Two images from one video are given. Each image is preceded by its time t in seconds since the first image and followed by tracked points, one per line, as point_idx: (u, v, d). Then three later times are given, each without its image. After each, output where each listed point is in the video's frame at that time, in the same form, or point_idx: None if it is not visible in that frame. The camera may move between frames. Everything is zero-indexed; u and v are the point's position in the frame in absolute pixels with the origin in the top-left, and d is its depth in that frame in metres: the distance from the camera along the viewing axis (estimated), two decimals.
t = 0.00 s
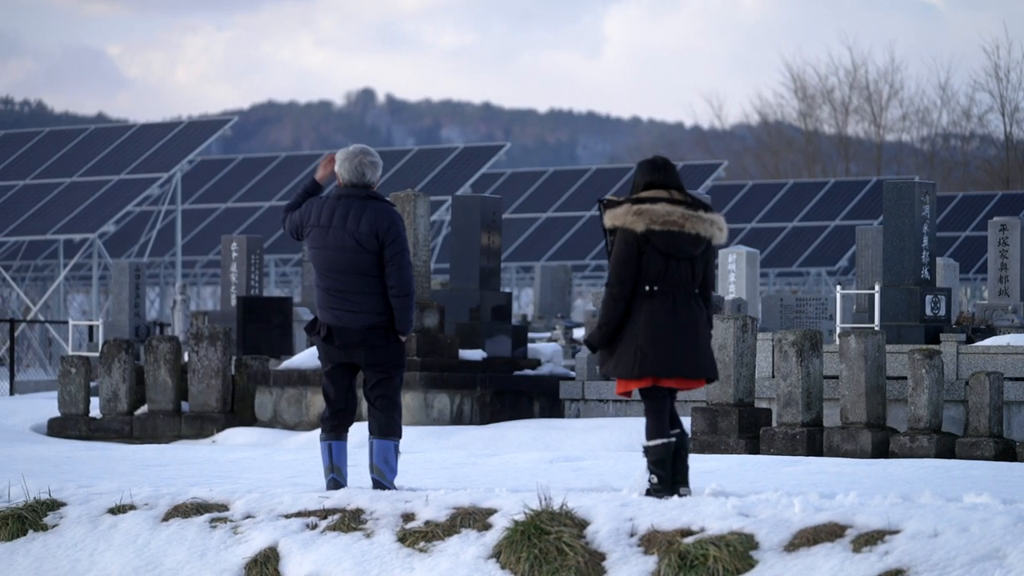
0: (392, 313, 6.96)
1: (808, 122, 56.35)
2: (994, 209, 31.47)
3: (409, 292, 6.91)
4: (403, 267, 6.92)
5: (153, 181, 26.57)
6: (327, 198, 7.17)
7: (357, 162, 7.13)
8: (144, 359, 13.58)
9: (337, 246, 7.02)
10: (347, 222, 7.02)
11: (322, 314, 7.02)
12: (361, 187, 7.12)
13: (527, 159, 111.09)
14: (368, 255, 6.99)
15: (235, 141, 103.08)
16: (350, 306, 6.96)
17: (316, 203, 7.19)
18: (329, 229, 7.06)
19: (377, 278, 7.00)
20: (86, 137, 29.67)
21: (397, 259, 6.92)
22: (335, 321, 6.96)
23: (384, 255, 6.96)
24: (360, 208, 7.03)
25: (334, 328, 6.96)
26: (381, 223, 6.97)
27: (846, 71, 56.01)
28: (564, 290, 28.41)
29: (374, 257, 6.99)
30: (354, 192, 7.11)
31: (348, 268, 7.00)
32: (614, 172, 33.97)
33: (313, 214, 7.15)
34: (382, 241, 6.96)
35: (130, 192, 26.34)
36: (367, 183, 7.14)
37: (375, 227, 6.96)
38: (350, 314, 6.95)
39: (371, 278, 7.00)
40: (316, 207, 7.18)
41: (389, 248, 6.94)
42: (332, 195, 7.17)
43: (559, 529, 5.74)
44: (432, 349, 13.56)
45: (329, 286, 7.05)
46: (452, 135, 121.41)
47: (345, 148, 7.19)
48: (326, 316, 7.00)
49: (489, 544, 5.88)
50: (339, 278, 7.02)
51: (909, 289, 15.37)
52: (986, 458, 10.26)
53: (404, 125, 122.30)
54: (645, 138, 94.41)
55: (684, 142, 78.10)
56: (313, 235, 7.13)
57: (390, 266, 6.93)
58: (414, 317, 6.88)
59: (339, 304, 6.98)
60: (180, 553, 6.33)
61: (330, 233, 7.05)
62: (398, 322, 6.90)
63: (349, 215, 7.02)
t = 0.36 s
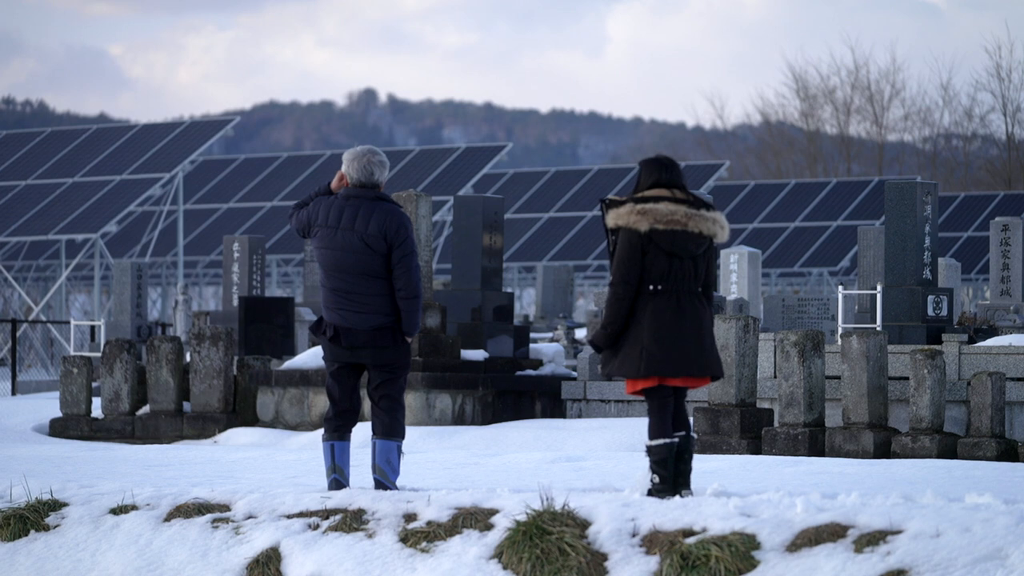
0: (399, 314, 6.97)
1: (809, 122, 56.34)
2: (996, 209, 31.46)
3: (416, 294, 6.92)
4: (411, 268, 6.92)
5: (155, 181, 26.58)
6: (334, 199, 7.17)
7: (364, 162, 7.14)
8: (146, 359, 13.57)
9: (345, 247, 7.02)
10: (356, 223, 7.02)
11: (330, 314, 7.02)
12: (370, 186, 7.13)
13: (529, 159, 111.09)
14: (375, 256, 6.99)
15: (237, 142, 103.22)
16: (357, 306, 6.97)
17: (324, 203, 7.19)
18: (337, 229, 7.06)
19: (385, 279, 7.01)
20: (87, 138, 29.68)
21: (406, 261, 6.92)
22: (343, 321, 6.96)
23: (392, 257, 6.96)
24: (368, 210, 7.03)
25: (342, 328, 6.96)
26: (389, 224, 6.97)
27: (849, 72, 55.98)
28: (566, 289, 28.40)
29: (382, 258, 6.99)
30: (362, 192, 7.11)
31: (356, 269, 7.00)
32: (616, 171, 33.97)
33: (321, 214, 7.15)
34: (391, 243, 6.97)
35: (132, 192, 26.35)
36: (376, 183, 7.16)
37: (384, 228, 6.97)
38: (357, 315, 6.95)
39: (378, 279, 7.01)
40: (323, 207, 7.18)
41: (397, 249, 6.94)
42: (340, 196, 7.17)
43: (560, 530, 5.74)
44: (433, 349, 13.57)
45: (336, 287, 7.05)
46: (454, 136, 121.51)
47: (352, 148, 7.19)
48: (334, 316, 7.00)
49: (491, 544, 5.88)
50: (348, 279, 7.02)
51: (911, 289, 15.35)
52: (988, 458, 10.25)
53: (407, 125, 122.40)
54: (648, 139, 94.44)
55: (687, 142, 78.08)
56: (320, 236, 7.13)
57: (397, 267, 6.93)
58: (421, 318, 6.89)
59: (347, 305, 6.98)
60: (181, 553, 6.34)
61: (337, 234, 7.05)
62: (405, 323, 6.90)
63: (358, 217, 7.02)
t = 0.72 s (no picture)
0: (401, 314, 6.96)
1: (810, 122, 56.36)
2: (997, 209, 31.47)
3: (418, 295, 6.91)
4: (412, 268, 6.92)
5: (156, 181, 26.58)
6: (337, 198, 7.17)
7: (367, 160, 7.14)
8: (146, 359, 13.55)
9: (348, 247, 7.02)
10: (357, 222, 7.01)
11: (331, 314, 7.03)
12: (372, 185, 7.13)
13: (529, 158, 111.14)
14: (377, 257, 6.98)
15: (237, 142, 103.24)
16: (358, 307, 6.98)
17: (327, 202, 7.19)
18: (339, 229, 7.05)
19: (386, 279, 7.01)
20: (88, 138, 29.67)
21: (407, 262, 6.92)
22: (345, 321, 6.98)
23: (393, 257, 6.96)
24: (369, 209, 7.02)
25: (343, 328, 6.97)
26: (390, 224, 6.96)
27: (849, 71, 55.96)
28: (566, 289, 28.40)
29: (383, 258, 6.99)
30: (365, 190, 7.11)
31: (357, 269, 7.00)
32: (617, 171, 33.96)
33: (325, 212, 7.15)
34: (391, 243, 6.96)
35: (133, 191, 26.35)
36: (378, 181, 7.15)
37: (385, 228, 6.96)
38: (358, 316, 6.96)
39: (380, 279, 7.01)
40: (326, 206, 7.18)
41: (399, 249, 6.94)
42: (343, 195, 7.17)
43: (560, 529, 5.74)
44: (433, 350, 13.57)
45: (338, 288, 7.05)
46: (455, 135, 121.53)
47: (356, 146, 7.19)
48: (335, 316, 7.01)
49: (491, 544, 5.88)
50: (349, 279, 7.03)
51: (912, 290, 15.32)
52: (988, 458, 10.24)
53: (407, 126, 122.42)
54: (648, 139, 94.46)
55: (687, 142, 78.10)
56: (323, 235, 7.13)
57: (399, 267, 6.93)
58: (422, 320, 6.89)
59: (350, 305, 6.99)
60: (182, 552, 6.34)
61: (340, 232, 7.05)
62: (406, 323, 6.91)
63: (360, 216, 7.01)
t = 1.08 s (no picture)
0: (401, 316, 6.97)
1: (810, 122, 56.39)
2: (997, 209, 31.47)
3: (418, 297, 6.92)
4: (414, 271, 6.93)
5: (156, 181, 26.58)
6: (339, 197, 7.16)
7: (370, 159, 7.13)
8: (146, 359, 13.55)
9: (350, 247, 7.02)
10: (359, 223, 7.01)
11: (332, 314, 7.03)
12: (374, 184, 7.12)
13: (530, 158, 111.22)
14: (379, 258, 6.99)
15: (238, 142, 103.35)
16: (358, 307, 6.98)
17: (329, 201, 7.18)
18: (342, 229, 7.04)
19: (387, 280, 7.02)
20: (89, 138, 29.67)
21: (408, 264, 6.92)
22: (346, 321, 6.98)
23: (395, 259, 6.96)
24: (372, 210, 7.02)
25: (344, 328, 6.97)
26: (391, 226, 6.96)
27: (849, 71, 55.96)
28: (566, 289, 28.40)
29: (384, 260, 6.99)
30: (368, 190, 7.10)
31: (358, 269, 7.01)
32: (618, 170, 33.96)
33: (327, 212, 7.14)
34: (392, 245, 6.96)
35: (133, 192, 26.36)
36: (380, 180, 7.14)
37: (386, 230, 6.95)
38: (358, 316, 6.97)
39: (380, 280, 7.01)
40: (328, 205, 7.17)
41: (401, 251, 6.94)
42: (345, 195, 7.16)
43: (561, 529, 5.74)
44: (435, 350, 13.56)
45: (339, 289, 7.05)
46: (455, 135, 121.61)
47: (358, 146, 7.18)
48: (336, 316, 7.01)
49: (492, 544, 5.88)
50: (351, 280, 7.03)
51: (913, 289, 15.30)
52: (989, 458, 10.23)
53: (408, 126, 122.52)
54: (649, 139, 94.57)
55: (688, 142, 78.18)
56: (325, 235, 7.13)
57: (400, 269, 6.94)
58: (422, 321, 6.89)
59: (350, 306, 6.99)
60: (183, 553, 6.34)
61: (341, 232, 7.04)
62: (407, 324, 6.91)
63: (363, 217, 7.01)
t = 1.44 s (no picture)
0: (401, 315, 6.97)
1: (811, 122, 56.40)
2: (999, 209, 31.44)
3: (418, 296, 6.91)
4: (413, 269, 6.93)
5: (156, 181, 26.58)
6: (340, 196, 7.17)
7: (370, 157, 7.14)
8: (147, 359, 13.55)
9: (350, 245, 7.03)
10: (359, 222, 7.01)
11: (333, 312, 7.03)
12: (374, 182, 7.13)
13: (531, 157, 111.26)
14: (379, 257, 6.99)
15: (239, 142, 103.37)
16: (358, 306, 6.98)
17: (329, 200, 7.19)
18: (343, 226, 7.05)
19: (387, 279, 7.02)
20: (90, 137, 29.67)
21: (408, 263, 6.92)
22: (346, 318, 6.98)
23: (395, 257, 6.96)
24: (372, 209, 7.02)
25: (344, 326, 6.97)
26: (391, 224, 6.96)
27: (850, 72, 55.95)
28: (567, 290, 28.40)
29: (384, 259, 6.99)
30: (369, 189, 7.12)
31: (358, 268, 7.01)
32: (619, 170, 33.95)
33: (328, 209, 7.15)
34: (392, 244, 6.97)
35: (134, 192, 26.35)
36: (381, 179, 7.15)
37: (386, 229, 6.96)
38: (358, 315, 6.97)
39: (380, 279, 7.01)
40: (328, 204, 7.18)
41: (400, 250, 6.94)
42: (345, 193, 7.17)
43: (562, 529, 5.74)
44: (436, 350, 13.55)
45: (340, 287, 7.05)
46: (456, 135, 121.66)
47: (359, 146, 7.20)
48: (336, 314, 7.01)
49: (493, 544, 5.88)
50: (352, 278, 7.03)
51: (914, 289, 15.29)
52: (990, 458, 10.23)
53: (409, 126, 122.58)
54: (650, 139, 94.62)
55: (689, 143, 78.21)
56: (325, 234, 7.14)
57: (400, 267, 6.93)
58: (422, 320, 6.89)
59: (351, 304, 6.99)
60: (184, 552, 6.34)
61: (342, 231, 7.05)
62: (407, 324, 6.91)
63: (363, 215, 7.01)
